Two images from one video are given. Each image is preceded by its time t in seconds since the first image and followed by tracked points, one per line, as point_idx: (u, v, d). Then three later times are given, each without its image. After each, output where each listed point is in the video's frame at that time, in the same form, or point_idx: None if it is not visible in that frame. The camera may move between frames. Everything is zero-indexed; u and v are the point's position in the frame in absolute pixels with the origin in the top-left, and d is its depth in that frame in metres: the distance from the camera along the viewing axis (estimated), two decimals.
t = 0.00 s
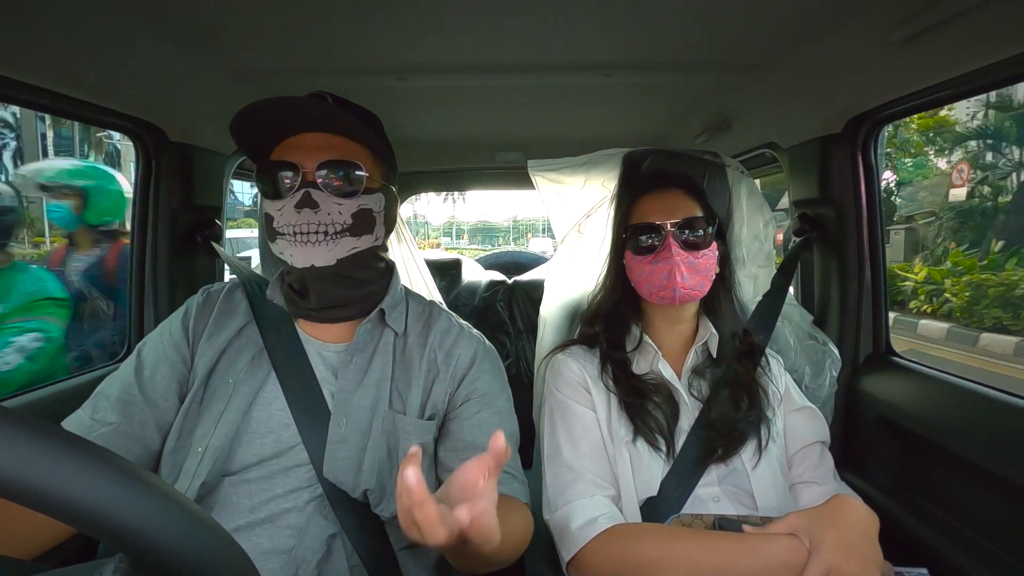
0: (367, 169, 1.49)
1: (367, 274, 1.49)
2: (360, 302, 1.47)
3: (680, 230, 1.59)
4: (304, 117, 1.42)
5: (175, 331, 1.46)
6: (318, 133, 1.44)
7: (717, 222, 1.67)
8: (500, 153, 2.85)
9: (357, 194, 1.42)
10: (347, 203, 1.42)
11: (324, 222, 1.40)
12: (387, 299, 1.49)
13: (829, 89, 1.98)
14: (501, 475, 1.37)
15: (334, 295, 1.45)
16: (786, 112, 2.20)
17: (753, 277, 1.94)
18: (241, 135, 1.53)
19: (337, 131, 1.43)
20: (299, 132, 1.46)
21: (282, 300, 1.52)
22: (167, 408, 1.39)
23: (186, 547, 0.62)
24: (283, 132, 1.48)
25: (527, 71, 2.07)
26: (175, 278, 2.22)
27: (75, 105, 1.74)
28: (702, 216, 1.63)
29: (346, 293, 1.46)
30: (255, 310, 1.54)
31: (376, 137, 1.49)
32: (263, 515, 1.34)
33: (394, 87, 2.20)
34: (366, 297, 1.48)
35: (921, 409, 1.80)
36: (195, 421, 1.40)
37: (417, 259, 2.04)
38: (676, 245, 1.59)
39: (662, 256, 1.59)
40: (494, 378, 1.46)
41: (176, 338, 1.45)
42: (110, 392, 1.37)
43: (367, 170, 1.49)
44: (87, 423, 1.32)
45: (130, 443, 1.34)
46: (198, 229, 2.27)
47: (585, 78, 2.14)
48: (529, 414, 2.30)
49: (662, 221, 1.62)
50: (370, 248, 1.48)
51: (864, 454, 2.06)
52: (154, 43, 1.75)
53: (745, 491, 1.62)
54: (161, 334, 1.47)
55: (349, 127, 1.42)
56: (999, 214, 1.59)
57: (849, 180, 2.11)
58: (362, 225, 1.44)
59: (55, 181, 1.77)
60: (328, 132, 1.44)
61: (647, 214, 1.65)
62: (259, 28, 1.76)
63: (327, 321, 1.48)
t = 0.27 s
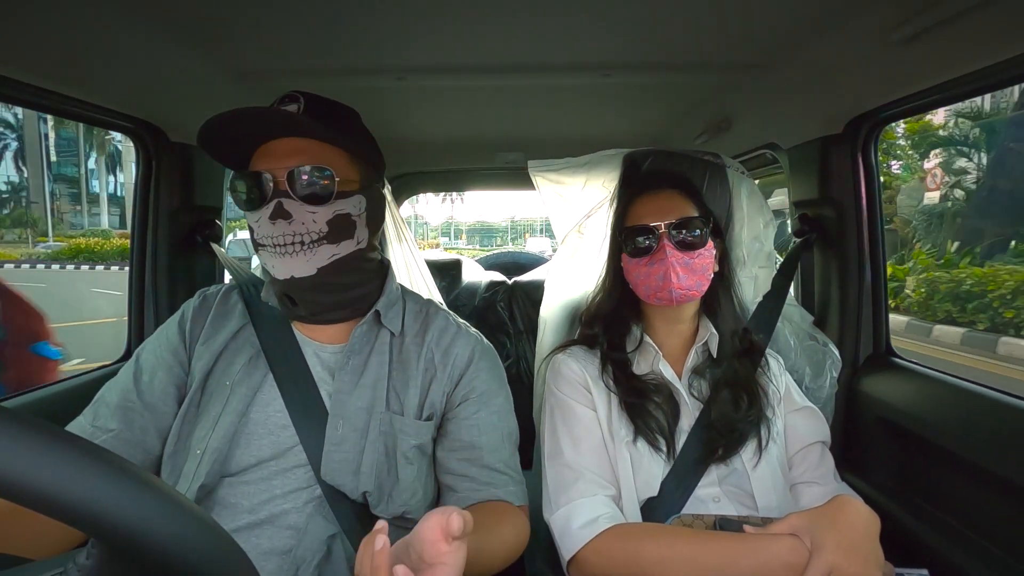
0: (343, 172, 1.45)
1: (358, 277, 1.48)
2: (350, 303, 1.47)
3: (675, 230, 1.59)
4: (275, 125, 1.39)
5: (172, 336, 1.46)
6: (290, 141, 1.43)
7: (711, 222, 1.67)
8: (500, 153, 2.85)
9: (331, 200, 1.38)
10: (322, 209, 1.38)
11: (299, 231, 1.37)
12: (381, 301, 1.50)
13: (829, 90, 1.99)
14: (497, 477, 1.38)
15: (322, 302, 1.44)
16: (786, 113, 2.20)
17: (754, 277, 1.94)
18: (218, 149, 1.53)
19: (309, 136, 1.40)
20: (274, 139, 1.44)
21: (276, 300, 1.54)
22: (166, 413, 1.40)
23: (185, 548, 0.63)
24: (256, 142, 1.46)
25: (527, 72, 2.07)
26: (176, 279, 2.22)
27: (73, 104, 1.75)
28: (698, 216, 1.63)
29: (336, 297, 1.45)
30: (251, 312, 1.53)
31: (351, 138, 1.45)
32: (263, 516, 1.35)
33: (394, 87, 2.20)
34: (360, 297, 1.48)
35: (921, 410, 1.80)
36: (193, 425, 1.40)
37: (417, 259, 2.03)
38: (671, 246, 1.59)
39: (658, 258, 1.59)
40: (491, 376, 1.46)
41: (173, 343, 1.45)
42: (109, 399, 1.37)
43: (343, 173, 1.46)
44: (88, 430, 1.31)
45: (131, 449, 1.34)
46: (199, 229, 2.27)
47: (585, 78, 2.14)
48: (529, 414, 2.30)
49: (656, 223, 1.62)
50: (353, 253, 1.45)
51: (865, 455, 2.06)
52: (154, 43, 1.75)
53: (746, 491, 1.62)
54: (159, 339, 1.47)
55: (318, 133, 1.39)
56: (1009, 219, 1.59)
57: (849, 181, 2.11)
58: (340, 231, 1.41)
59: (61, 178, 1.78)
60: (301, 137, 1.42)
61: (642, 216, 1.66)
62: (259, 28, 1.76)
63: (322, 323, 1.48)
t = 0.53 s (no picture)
0: (331, 173, 1.44)
1: (351, 278, 1.47)
2: (352, 306, 1.46)
3: (678, 230, 1.59)
4: (263, 128, 1.39)
5: (172, 336, 1.46)
6: (280, 143, 1.42)
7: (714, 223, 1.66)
8: (500, 153, 2.85)
9: (320, 201, 1.38)
10: (312, 211, 1.38)
11: (289, 233, 1.37)
12: (381, 303, 1.50)
13: (829, 90, 1.98)
14: (497, 479, 1.37)
15: (313, 304, 1.43)
16: (785, 113, 2.20)
17: (753, 277, 1.94)
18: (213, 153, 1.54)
19: (297, 138, 1.40)
20: (264, 143, 1.44)
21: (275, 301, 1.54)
22: (166, 413, 1.39)
23: (186, 549, 0.63)
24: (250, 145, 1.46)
25: (526, 72, 2.07)
26: (176, 279, 2.22)
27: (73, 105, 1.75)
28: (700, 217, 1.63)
29: (332, 299, 1.43)
30: (251, 312, 1.54)
31: (339, 139, 1.43)
32: (263, 515, 1.35)
33: (394, 87, 2.20)
34: (359, 298, 1.47)
35: (920, 410, 1.80)
36: (193, 426, 1.40)
37: (418, 259, 2.03)
38: (674, 246, 1.59)
39: (661, 258, 1.59)
40: (492, 378, 1.46)
41: (173, 343, 1.45)
42: (108, 399, 1.37)
43: (332, 175, 1.45)
44: (88, 430, 1.31)
45: (131, 449, 1.34)
46: (199, 229, 2.26)
47: (585, 79, 2.14)
48: (529, 415, 2.30)
49: (659, 223, 1.62)
50: (346, 254, 1.44)
51: (865, 454, 2.06)
52: (154, 44, 1.75)
53: (745, 492, 1.62)
54: (158, 339, 1.47)
55: (304, 135, 1.38)
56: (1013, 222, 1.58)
57: (849, 181, 2.11)
58: (331, 232, 1.41)
59: (64, 178, 1.78)
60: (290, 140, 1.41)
61: (645, 216, 1.65)
62: (258, 29, 1.76)
63: (320, 325, 1.47)
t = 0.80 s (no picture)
0: (326, 169, 1.44)
1: (346, 274, 1.46)
2: (348, 304, 1.46)
3: (680, 231, 1.58)
4: (257, 126, 1.38)
5: (167, 338, 1.46)
6: (275, 140, 1.42)
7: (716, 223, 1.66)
8: (500, 153, 2.84)
9: (317, 197, 1.38)
10: (309, 207, 1.38)
11: (287, 230, 1.37)
12: (375, 299, 1.49)
13: (830, 90, 1.98)
14: (492, 472, 1.35)
15: (309, 303, 1.43)
16: (786, 113, 2.20)
17: (754, 277, 1.94)
18: (208, 152, 1.53)
19: (294, 136, 1.40)
20: (259, 141, 1.43)
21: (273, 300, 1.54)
22: (162, 415, 1.39)
23: (187, 548, 0.63)
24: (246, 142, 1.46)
25: (526, 72, 2.07)
26: (176, 279, 2.22)
27: (72, 105, 1.74)
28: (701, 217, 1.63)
29: (329, 296, 1.44)
30: (247, 314, 1.53)
31: (333, 135, 1.43)
32: (262, 516, 1.34)
33: (393, 87, 2.20)
34: (358, 297, 1.48)
35: (921, 410, 1.80)
36: (189, 427, 1.40)
37: (417, 258, 2.03)
38: (676, 245, 1.58)
39: (662, 258, 1.59)
40: (486, 373, 1.46)
41: (168, 345, 1.45)
42: (104, 402, 1.36)
43: (327, 170, 1.44)
44: (83, 433, 1.31)
45: (128, 451, 1.33)
46: (198, 229, 2.26)
47: (585, 78, 2.14)
48: (529, 415, 2.30)
49: (661, 223, 1.61)
50: (343, 249, 1.45)
51: (865, 454, 2.06)
52: (153, 43, 1.75)
53: (746, 492, 1.62)
54: (154, 340, 1.47)
55: (299, 131, 1.38)
56: (1007, 221, 1.60)
57: (850, 181, 2.10)
58: (328, 228, 1.41)
59: (65, 178, 1.76)
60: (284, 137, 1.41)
61: (646, 217, 1.65)
62: (257, 28, 1.75)
63: (316, 323, 1.47)
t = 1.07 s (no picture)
0: (335, 171, 1.44)
1: (351, 277, 1.47)
2: (354, 302, 1.47)
3: (685, 231, 1.59)
4: (269, 125, 1.38)
5: (170, 335, 1.46)
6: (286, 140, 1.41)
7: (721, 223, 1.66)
8: (500, 153, 2.84)
9: (325, 198, 1.38)
10: (317, 208, 1.38)
11: (294, 231, 1.36)
12: (379, 301, 1.49)
13: (829, 90, 1.98)
14: (494, 472, 1.34)
15: (312, 303, 1.43)
16: (786, 112, 2.20)
17: (753, 277, 1.94)
18: (217, 147, 1.51)
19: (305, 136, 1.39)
20: (268, 139, 1.43)
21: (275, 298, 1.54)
22: (164, 412, 1.39)
23: (187, 547, 0.63)
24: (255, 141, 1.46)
25: (526, 72, 2.07)
26: (175, 279, 2.22)
27: (73, 105, 1.73)
28: (706, 217, 1.63)
29: (332, 298, 1.44)
30: (249, 311, 1.52)
31: (343, 138, 1.44)
32: (260, 516, 1.34)
33: (393, 87, 2.20)
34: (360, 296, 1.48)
35: (920, 410, 1.80)
36: (191, 424, 1.40)
37: (417, 257, 2.03)
38: (681, 245, 1.58)
39: (667, 256, 1.58)
40: (488, 373, 1.46)
41: (171, 342, 1.45)
42: (107, 400, 1.36)
43: (337, 172, 1.44)
44: (87, 430, 1.31)
45: (130, 448, 1.33)
46: (198, 229, 2.26)
47: (585, 78, 2.14)
48: (529, 414, 2.30)
49: (666, 222, 1.61)
50: (348, 251, 1.44)
51: (865, 454, 2.06)
52: (152, 43, 1.75)
53: (746, 491, 1.62)
54: (157, 338, 1.47)
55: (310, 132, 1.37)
56: (1006, 218, 1.57)
57: (849, 180, 2.10)
58: (335, 230, 1.40)
59: (65, 177, 1.76)
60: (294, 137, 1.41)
61: (651, 215, 1.64)
62: (256, 28, 1.75)
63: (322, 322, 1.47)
